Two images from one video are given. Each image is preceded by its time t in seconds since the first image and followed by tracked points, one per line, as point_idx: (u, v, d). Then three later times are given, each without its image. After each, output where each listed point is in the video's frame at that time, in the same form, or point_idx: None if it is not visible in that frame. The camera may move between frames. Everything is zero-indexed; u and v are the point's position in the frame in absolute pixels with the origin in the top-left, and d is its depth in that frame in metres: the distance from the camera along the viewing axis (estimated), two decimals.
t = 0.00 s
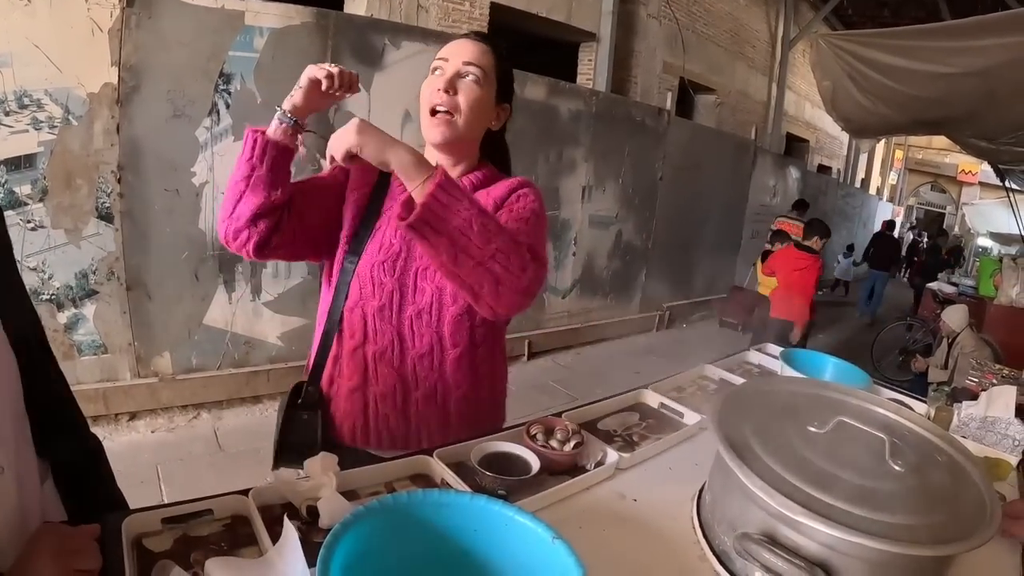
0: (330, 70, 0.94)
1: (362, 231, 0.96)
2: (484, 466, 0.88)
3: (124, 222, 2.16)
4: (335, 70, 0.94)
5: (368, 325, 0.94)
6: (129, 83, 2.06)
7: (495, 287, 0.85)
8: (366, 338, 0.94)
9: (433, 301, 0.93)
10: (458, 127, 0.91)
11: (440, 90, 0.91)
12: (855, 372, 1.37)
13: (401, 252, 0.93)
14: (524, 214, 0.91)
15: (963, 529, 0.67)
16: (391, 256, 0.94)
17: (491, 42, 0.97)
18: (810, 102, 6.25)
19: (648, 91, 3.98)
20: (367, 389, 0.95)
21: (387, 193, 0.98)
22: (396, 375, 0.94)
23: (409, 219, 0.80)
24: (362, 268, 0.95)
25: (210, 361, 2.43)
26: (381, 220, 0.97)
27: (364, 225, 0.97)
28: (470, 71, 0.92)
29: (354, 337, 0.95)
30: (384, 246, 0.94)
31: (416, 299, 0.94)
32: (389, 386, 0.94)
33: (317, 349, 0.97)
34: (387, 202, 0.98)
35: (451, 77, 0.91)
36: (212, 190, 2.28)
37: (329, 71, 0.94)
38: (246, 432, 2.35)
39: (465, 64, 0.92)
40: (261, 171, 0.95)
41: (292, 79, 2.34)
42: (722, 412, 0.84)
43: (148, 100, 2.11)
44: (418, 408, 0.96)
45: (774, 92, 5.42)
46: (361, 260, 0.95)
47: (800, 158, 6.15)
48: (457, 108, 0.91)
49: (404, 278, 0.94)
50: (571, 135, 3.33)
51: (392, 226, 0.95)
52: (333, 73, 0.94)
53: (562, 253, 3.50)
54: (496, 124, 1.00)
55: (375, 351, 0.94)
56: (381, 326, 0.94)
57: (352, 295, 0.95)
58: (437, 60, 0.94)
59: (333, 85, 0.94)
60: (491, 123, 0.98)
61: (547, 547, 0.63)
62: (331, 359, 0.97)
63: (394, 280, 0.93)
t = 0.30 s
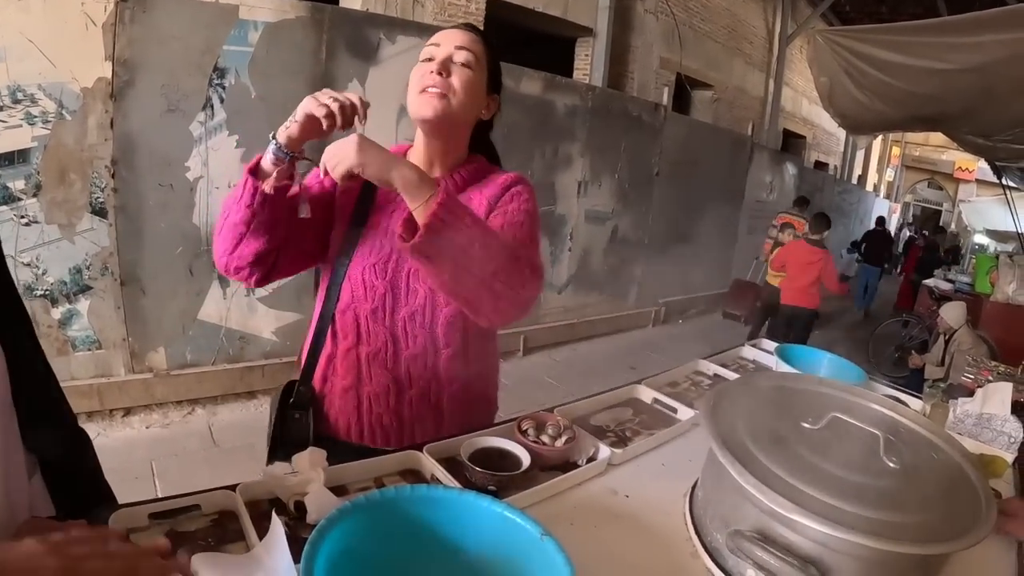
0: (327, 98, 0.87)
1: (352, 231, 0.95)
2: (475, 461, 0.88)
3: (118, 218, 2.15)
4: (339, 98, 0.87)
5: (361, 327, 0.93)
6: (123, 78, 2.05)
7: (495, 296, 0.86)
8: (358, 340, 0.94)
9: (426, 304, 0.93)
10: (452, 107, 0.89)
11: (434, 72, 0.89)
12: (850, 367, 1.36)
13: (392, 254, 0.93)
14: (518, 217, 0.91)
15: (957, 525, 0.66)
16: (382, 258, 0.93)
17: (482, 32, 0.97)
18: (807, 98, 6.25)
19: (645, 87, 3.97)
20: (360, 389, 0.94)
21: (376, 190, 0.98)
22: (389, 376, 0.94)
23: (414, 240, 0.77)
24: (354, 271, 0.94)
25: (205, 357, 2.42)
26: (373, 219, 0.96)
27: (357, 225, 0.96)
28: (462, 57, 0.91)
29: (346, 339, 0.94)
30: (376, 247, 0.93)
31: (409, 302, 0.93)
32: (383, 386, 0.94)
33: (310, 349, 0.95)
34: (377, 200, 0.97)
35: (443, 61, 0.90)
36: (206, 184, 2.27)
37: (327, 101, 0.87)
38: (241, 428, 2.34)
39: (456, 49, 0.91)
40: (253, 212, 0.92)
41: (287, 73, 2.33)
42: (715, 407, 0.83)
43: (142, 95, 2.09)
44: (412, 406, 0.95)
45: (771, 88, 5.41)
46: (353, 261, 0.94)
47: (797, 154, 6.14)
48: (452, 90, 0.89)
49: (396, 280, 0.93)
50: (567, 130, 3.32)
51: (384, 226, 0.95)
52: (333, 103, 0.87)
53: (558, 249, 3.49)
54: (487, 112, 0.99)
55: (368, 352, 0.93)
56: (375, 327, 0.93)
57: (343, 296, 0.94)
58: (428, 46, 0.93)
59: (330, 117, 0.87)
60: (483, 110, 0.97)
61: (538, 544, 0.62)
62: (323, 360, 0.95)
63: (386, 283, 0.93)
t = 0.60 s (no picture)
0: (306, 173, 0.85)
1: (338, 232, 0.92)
2: (466, 457, 0.86)
3: (111, 211, 2.12)
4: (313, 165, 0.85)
5: (364, 328, 0.92)
6: (115, 70, 2.02)
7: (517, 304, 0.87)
8: (359, 341, 0.92)
9: (430, 301, 0.92)
10: (423, 98, 0.88)
11: (399, 66, 0.86)
12: (849, 362, 1.35)
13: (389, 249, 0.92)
14: (519, 209, 0.94)
15: (964, 523, 0.65)
16: (378, 256, 0.92)
17: (443, 6, 0.92)
18: (805, 93, 6.23)
19: (642, 81, 3.95)
20: (363, 391, 0.92)
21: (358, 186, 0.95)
22: (395, 376, 0.92)
23: (471, 291, 0.84)
24: (349, 270, 0.92)
25: (198, 351, 2.40)
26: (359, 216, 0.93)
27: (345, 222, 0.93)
28: (424, 40, 0.87)
29: (349, 342, 0.92)
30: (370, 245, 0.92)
31: (412, 300, 0.91)
32: (388, 385, 0.92)
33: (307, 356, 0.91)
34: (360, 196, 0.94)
35: (407, 50, 0.87)
36: (199, 177, 2.24)
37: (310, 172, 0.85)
38: (236, 422, 2.33)
39: (417, 33, 0.87)
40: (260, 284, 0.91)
41: (281, 65, 2.30)
42: (713, 402, 0.81)
43: (135, 87, 2.06)
44: (417, 402, 0.94)
45: (768, 83, 5.39)
46: (346, 262, 0.92)
47: (794, 150, 6.13)
48: (422, 82, 0.87)
49: (396, 279, 0.92)
50: (563, 124, 3.30)
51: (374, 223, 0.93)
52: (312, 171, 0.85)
53: (554, 243, 3.48)
54: (463, 89, 0.95)
55: (371, 351, 0.91)
56: (378, 324, 0.91)
57: (342, 299, 0.92)
58: (387, 35, 0.89)
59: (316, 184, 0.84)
60: (459, 88, 0.94)
61: (530, 542, 0.61)
62: (324, 362, 0.92)
63: (386, 282, 0.92)
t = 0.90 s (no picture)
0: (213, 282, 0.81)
1: (320, 231, 0.91)
2: (460, 452, 0.85)
3: (104, 205, 2.10)
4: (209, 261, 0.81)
5: (353, 327, 0.93)
6: (109, 62, 1.99)
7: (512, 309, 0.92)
8: (349, 340, 0.94)
9: (418, 299, 0.94)
10: (395, 104, 0.87)
11: (365, 74, 0.85)
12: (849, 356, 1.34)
13: (374, 248, 0.92)
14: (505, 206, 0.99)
15: (971, 521, 0.63)
16: (363, 255, 0.92)
17: None
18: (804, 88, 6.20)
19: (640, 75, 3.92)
20: (353, 388, 0.95)
21: (336, 180, 0.92)
22: (385, 372, 0.95)
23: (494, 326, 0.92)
24: (333, 271, 0.92)
25: (193, 346, 2.39)
26: (340, 212, 0.92)
27: (326, 224, 0.91)
28: (389, 40, 0.85)
29: (338, 342, 0.94)
30: (353, 245, 0.92)
31: (400, 298, 0.93)
32: (379, 383, 0.95)
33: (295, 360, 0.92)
34: (339, 191, 0.92)
35: (372, 52, 0.85)
36: (194, 170, 2.22)
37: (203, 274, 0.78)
38: (231, 417, 2.31)
39: (380, 31, 0.85)
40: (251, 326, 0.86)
41: (276, 57, 2.27)
42: (713, 396, 0.80)
43: (129, 80, 2.04)
44: (407, 397, 0.97)
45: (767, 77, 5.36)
46: (330, 262, 0.92)
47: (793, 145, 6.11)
48: (390, 87, 0.86)
49: (383, 278, 0.93)
50: (561, 118, 3.28)
51: (357, 220, 0.92)
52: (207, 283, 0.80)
53: (552, 237, 3.46)
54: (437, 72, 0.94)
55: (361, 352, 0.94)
56: (367, 326, 0.93)
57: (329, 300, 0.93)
58: (351, 35, 0.87)
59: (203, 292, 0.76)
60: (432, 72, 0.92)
61: (524, 540, 0.59)
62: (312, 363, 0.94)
63: (373, 282, 0.92)
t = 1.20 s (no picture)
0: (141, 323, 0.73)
1: (305, 235, 0.89)
2: (458, 448, 0.84)
3: (102, 201, 2.09)
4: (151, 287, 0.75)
5: (340, 332, 0.93)
6: (106, 58, 1.97)
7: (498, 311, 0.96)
8: (336, 344, 0.93)
9: (405, 303, 0.94)
10: (378, 106, 0.86)
11: (346, 76, 0.83)
12: (848, 353, 1.34)
13: (359, 253, 0.91)
14: (490, 208, 1.01)
15: (973, 519, 0.63)
16: (349, 260, 0.91)
17: None
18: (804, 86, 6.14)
19: (639, 72, 3.91)
20: (340, 392, 0.94)
21: (320, 181, 0.91)
22: (372, 376, 0.95)
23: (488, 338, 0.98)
24: (319, 277, 0.91)
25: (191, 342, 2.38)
26: (325, 214, 0.91)
27: (310, 229, 0.89)
28: (371, 40, 0.83)
29: (324, 347, 0.93)
30: (339, 250, 0.91)
31: (387, 303, 0.93)
32: (366, 386, 0.95)
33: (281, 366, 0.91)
34: (323, 192, 0.91)
35: (353, 53, 0.83)
36: (192, 166, 2.21)
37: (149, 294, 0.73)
38: (229, 413, 2.31)
39: (362, 30, 0.83)
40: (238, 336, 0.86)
41: (274, 53, 2.26)
42: (712, 393, 0.79)
43: (127, 76, 2.02)
44: (394, 399, 0.97)
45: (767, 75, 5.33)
46: (315, 265, 0.91)
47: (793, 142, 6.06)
48: (373, 90, 0.85)
49: (370, 283, 0.92)
50: (560, 114, 3.27)
51: (343, 223, 0.91)
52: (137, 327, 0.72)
53: (550, 234, 3.45)
54: (422, 67, 0.93)
55: (349, 357, 0.93)
56: (355, 331, 0.93)
57: (315, 305, 0.92)
58: (330, 32, 0.84)
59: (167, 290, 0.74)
60: (417, 69, 0.91)
61: (522, 538, 0.59)
62: (298, 368, 0.93)
63: (359, 287, 0.92)
